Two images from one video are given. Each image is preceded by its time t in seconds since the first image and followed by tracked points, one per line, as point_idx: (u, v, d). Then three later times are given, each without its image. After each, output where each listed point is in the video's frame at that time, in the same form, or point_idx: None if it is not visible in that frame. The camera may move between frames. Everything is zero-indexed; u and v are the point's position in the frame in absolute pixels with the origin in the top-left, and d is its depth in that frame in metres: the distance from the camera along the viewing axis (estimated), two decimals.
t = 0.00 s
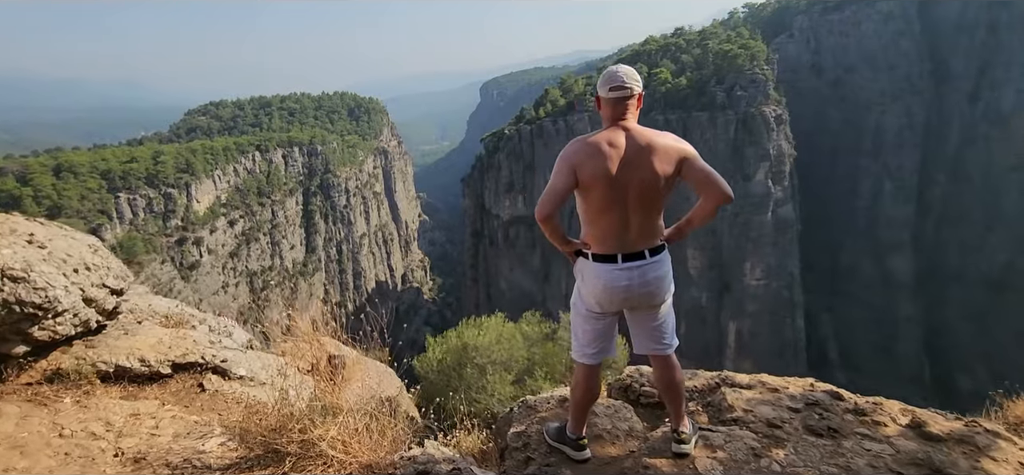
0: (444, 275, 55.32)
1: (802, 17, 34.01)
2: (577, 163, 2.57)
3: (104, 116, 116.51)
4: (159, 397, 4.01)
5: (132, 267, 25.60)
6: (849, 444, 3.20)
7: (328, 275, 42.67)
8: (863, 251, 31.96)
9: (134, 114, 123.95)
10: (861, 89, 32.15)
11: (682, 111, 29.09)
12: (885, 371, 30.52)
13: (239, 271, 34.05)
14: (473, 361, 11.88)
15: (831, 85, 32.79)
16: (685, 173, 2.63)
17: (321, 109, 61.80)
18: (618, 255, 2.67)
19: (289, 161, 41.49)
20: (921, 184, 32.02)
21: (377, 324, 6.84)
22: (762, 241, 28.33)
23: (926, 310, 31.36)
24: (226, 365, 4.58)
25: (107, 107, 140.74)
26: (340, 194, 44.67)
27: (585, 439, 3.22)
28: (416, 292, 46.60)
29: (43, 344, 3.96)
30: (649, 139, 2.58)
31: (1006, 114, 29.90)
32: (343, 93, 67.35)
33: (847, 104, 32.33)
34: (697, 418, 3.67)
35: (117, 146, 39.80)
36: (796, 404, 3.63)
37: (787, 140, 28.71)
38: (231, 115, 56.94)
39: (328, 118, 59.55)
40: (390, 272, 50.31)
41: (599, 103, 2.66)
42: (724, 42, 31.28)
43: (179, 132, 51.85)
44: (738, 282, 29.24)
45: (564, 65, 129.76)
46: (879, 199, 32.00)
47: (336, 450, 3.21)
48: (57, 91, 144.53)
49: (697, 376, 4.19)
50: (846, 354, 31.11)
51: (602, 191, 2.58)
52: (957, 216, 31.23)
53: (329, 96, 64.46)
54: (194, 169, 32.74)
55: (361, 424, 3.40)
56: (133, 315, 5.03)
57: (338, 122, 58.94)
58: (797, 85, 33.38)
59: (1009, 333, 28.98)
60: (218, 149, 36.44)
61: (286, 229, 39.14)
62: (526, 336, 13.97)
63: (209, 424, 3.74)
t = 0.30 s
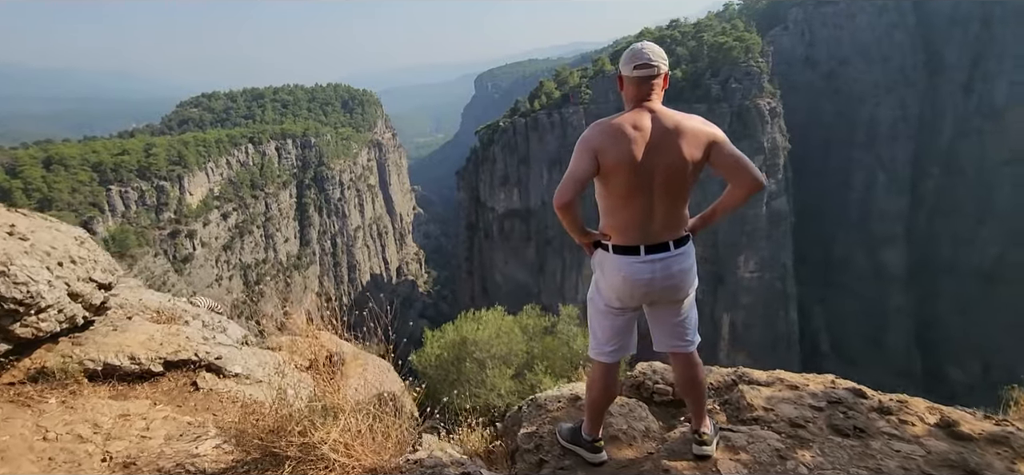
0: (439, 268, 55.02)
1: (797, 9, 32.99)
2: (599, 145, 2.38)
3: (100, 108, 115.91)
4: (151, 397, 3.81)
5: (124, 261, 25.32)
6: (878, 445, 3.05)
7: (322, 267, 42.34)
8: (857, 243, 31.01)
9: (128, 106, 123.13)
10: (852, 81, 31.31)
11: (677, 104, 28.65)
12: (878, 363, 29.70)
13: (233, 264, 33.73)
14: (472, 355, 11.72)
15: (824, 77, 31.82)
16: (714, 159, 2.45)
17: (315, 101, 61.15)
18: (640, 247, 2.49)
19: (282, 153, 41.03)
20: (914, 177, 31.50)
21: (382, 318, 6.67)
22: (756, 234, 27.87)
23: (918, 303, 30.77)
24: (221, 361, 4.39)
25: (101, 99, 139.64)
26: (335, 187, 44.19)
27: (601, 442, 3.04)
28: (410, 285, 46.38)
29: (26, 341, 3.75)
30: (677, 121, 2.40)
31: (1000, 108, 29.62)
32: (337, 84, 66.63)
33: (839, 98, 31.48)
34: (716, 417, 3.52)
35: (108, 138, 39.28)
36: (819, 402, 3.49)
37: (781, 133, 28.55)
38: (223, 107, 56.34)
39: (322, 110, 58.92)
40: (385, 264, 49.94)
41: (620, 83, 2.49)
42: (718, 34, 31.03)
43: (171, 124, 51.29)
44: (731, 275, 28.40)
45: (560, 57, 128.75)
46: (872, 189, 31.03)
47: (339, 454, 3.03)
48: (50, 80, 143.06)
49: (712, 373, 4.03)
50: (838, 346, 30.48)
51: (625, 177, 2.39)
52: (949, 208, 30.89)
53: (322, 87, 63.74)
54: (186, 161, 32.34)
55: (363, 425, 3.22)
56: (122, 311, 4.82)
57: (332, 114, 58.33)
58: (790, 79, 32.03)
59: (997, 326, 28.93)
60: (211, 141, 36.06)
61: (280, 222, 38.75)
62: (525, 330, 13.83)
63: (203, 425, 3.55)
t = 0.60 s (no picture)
0: (430, 262, 54.67)
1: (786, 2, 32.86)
2: (618, 139, 2.23)
3: (85, 100, 114.02)
4: (137, 404, 3.62)
5: (110, 256, 24.86)
6: (897, 450, 2.96)
7: (311, 261, 41.93)
8: (843, 236, 30.74)
9: (114, 98, 121.03)
10: (838, 75, 31.43)
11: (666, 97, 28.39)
12: (862, 356, 29.15)
13: (221, 258, 33.26)
14: (466, 351, 11.59)
15: (812, 71, 31.83)
16: (738, 154, 2.31)
17: (303, 93, 60.40)
18: (658, 248, 2.35)
19: (270, 146, 40.49)
20: (900, 170, 31.28)
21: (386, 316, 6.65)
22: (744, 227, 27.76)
23: (903, 295, 30.00)
24: (210, 365, 4.21)
25: (86, 91, 137.31)
26: (323, 180, 43.65)
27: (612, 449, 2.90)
28: (401, 279, 46.11)
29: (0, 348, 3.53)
30: (700, 114, 2.25)
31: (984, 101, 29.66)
32: (325, 76, 65.76)
33: (827, 91, 31.44)
34: (728, 419, 3.40)
35: (91, 130, 38.52)
36: (833, 404, 3.39)
37: (770, 125, 28.51)
38: (209, 99, 55.50)
39: (309, 102, 58.20)
40: (375, 258, 49.51)
41: (638, 74, 2.35)
42: (708, 26, 30.97)
43: (156, 116, 50.42)
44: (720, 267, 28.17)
45: (550, 49, 127.94)
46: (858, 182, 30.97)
47: (338, 466, 2.87)
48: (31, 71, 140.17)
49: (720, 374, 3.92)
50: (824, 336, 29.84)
51: (645, 174, 2.24)
52: (933, 200, 30.37)
53: (310, 79, 62.89)
54: (172, 154, 31.80)
55: (361, 434, 3.06)
56: (106, 312, 4.61)
57: (320, 107, 57.64)
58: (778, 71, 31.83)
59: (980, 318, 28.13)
60: (197, 134, 35.52)
61: (268, 216, 38.21)
62: (519, 325, 13.73)
63: (193, 435, 3.36)
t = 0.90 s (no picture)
0: (417, 257, 54.24)
1: None
2: (623, 136, 2.12)
3: (64, 92, 111.54)
4: (113, 412, 3.45)
5: (88, 252, 24.26)
6: (899, 453, 2.92)
7: (296, 257, 41.38)
8: (823, 231, 31.21)
9: (94, 91, 118.50)
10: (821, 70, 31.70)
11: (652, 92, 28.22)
12: (842, 347, 29.29)
13: (204, 254, 32.67)
14: (454, 349, 11.44)
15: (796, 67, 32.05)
16: (746, 153, 2.22)
17: (287, 87, 59.48)
18: (664, 250, 2.25)
19: (254, 140, 39.81)
20: (880, 164, 31.51)
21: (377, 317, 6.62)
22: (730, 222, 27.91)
23: (882, 288, 29.89)
24: (191, 370, 4.03)
25: (65, 84, 134.33)
26: (308, 175, 42.96)
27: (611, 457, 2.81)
28: (387, 274, 45.67)
29: None
30: (707, 111, 2.16)
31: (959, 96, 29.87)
32: (309, 69, 64.81)
33: (810, 85, 31.61)
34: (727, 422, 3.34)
35: (68, 123, 37.58)
36: (833, 406, 3.34)
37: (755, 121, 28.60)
38: (191, 92, 54.48)
39: (293, 96, 57.34)
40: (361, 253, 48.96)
41: (642, 68, 2.25)
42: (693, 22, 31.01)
43: (135, 109, 49.39)
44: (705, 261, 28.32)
45: (537, 43, 127.30)
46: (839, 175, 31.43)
47: None
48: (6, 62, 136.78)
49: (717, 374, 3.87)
50: (805, 329, 30.02)
51: (652, 173, 2.14)
52: (911, 194, 30.54)
53: (295, 72, 61.94)
54: (153, 148, 31.16)
55: (351, 443, 2.94)
56: (80, 314, 4.40)
57: (304, 100, 56.81)
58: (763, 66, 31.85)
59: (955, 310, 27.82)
60: (178, 127, 34.80)
61: (252, 211, 37.54)
62: (508, 321, 13.62)
63: (172, 445, 3.19)
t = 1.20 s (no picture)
0: (401, 254, 53.66)
1: None
2: (617, 137, 2.03)
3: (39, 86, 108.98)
4: (76, 425, 3.26)
5: (63, 250, 23.62)
6: (889, 459, 2.88)
7: (277, 254, 40.74)
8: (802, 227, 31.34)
9: (70, 86, 115.89)
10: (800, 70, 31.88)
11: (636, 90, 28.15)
12: (821, 341, 29.82)
13: (183, 251, 32.01)
14: (438, 348, 11.31)
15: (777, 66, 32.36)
16: (741, 156, 2.16)
17: (268, 82, 58.48)
18: (657, 256, 2.18)
19: (234, 136, 39.04)
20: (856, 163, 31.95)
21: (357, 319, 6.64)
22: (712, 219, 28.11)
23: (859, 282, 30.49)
24: (162, 378, 3.81)
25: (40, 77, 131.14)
26: (290, 171, 42.19)
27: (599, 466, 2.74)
28: (370, 271, 45.12)
29: None
30: (702, 111, 2.08)
31: (934, 98, 30.60)
32: (291, 64, 63.76)
33: (790, 85, 31.76)
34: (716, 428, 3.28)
35: (40, 118, 36.56)
36: (822, 411, 3.30)
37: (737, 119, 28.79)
38: (169, 86, 53.36)
39: (275, 91, 56.37)
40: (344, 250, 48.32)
41: (634, 66, 2.17)
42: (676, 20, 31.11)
43: (111, 104, 48.25)
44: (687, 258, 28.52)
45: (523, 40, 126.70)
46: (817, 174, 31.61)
47: None
48: None
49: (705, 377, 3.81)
50: (785, 324, 30.31)
51: (645, 176, 2.05)
52: (887, 191, 31.08)
53: (276, 67, 60.91)
54: (129, 143, 30.48)
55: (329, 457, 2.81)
56: (43, 321, 4.19)
57: (286, 95, 55.90)
58: (745, 65, 31.91)
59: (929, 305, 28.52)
60: (155, 123, 34.03)
61: (232, 208, 36.82)
62: (492, 320, 13.52)
63: (138, 459, 2.98)
